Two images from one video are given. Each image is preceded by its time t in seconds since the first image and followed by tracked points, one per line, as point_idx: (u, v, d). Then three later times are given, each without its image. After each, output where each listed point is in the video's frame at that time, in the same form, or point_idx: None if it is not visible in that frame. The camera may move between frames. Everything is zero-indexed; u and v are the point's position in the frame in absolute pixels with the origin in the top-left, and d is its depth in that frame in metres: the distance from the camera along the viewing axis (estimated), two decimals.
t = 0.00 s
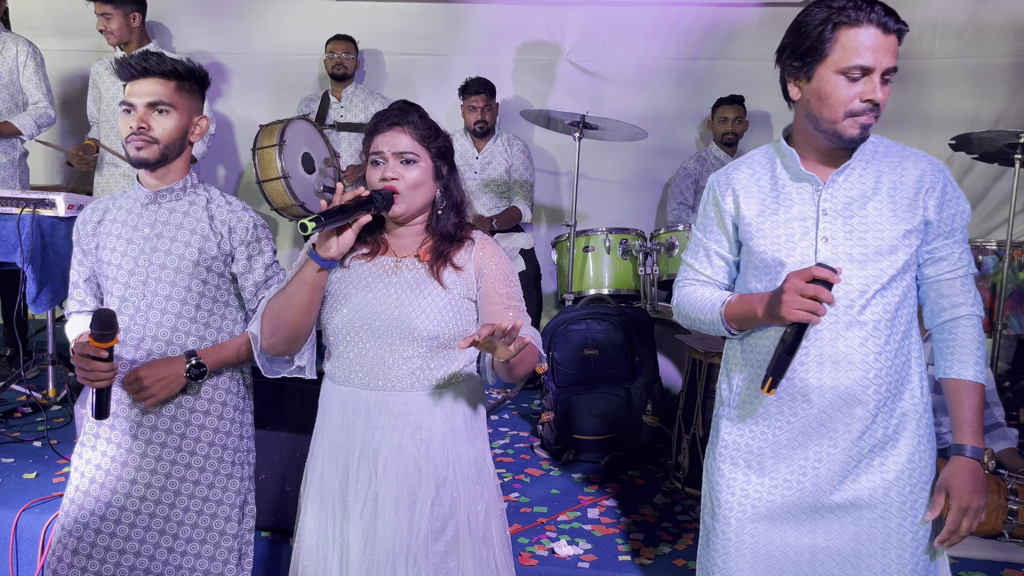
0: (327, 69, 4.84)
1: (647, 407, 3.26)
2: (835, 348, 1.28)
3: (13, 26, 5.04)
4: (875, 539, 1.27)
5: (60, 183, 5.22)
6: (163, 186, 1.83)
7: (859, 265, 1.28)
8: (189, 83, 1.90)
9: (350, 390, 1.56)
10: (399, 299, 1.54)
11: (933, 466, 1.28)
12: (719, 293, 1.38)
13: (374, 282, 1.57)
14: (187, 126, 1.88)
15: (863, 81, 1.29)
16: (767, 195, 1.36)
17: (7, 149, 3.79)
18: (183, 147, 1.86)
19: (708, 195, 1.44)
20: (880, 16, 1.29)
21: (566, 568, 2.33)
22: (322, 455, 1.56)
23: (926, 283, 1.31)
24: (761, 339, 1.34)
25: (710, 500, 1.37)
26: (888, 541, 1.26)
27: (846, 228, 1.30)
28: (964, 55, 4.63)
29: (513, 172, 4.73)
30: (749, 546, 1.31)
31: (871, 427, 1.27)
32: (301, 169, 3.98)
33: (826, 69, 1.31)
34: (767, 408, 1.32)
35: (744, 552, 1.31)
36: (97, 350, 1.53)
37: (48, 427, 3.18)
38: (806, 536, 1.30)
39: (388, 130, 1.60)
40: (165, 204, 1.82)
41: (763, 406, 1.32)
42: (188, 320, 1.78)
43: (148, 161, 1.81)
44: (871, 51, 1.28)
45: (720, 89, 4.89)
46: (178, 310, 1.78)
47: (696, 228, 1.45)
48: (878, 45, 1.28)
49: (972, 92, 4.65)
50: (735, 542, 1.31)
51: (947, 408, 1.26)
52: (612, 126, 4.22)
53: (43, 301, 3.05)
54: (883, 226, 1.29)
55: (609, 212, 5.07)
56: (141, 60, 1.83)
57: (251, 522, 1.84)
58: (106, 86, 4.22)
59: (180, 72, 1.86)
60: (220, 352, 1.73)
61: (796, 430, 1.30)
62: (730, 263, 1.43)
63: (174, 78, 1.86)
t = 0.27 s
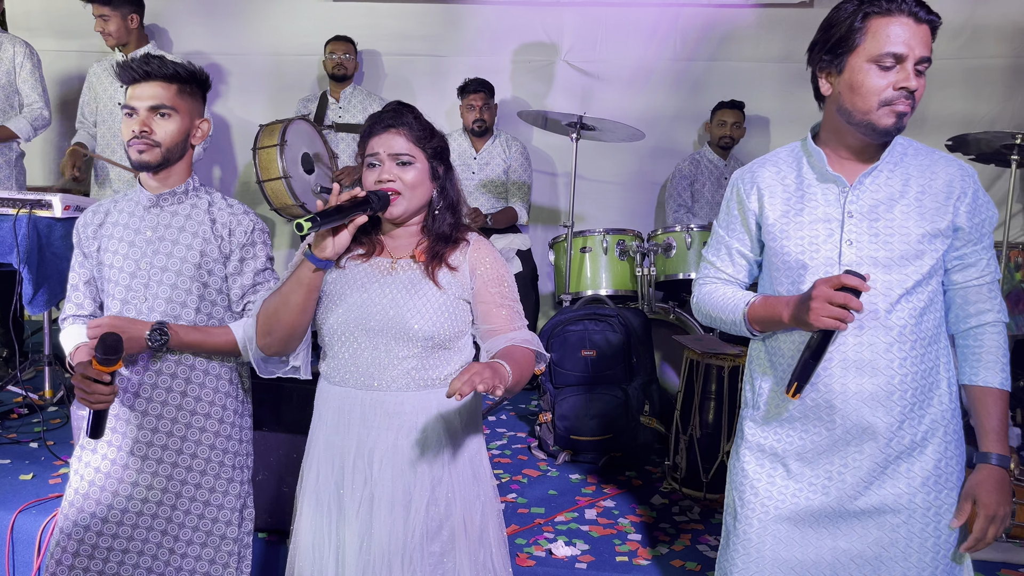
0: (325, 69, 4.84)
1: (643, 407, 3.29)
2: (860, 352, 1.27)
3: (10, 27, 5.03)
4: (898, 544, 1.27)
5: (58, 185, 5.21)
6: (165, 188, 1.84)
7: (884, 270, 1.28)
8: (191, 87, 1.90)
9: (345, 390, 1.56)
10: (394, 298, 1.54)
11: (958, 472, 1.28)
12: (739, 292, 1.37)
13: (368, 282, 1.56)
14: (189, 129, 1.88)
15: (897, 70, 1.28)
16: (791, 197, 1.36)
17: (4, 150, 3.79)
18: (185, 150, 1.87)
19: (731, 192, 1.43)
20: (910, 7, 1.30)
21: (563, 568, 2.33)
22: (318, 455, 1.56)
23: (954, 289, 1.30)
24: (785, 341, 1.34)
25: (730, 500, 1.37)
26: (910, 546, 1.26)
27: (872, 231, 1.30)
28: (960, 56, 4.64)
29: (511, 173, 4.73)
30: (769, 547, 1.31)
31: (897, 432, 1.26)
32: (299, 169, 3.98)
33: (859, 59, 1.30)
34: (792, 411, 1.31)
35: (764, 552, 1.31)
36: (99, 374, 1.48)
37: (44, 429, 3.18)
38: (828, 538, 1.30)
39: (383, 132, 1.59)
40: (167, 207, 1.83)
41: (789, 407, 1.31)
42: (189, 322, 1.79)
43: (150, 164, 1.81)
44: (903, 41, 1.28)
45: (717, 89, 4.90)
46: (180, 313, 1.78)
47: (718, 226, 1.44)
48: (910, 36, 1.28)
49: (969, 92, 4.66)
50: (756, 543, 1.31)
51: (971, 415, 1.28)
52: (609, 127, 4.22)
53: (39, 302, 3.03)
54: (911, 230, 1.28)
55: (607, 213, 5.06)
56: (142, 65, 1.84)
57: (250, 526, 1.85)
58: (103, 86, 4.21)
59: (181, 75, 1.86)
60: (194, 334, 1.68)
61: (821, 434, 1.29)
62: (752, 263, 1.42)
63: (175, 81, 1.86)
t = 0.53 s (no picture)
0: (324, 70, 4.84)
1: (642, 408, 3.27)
2: (879, 351, 1.27)
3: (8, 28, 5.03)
4: (910, 545, 1.27)
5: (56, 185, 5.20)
6: (169, 188, 1.85)
7: (904, 271, 1.28)
8: (195, 87, 1.90)
9: (342, 391, 1.56)
10: (391, 299, 1.54)
11: (970, 475, 1.29)
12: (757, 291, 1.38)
13: (366, 283, 1.57)
14: (193, 130, 1.89)
15: (916, 83, 1.27)
16: (815, 196, 1.36)
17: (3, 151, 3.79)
18: (189, 151, 1.87)
19: (753, 189, 1.44)
20: (936, 17, 1.27)
21: (562, 569, 2.33)
22: (316, 454, 1.56)
23: (976, 292, 1.30)
24: (805, 346, 1.34)
25: (742, 494, 1.36)
26: (922, 547, 1.27)
27: (893, 231, 1.30)
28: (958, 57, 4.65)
29: (510, 173, 4.74)
30: (781, 543, 1.31)
31: (914, 433, 1.26)
32: (298, 170, 3.98)
33: (876, 70, 1.30)
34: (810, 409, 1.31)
35: (776, 547, 1.31)
36: (111, 381, 1.53)
37: (43, 429, 3.18)
38: (840, 537, 1.30)
39: (383, 133, 1.59)
40: (170, 206, 1.83)
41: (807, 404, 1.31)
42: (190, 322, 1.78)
43: (155, 165, 1.82)
44: (924, 54, 1.26)
45: (716, 90, 4.90)
46: (180, 312, 1.78)
47: (739, 225, 1.44)
48: (929, 46, 1.26)
49: (967, 94, 4.67)
50: (768, 540, 1.31)
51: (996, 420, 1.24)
52: (608, 128, 4.23)
53: (37, 303, 3.03)
54: (932, 231, 1.28)
55: (606, 214, 5.07)
56: (147, 64, 1.84)
57: (250, 527, 1.84)
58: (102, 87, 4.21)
59: (186, 75, 1.86)
60: (162, 328, 1.63)
61: (839, 433, 1.29)
62: (772, 261, 1.43)
63: (179, 81, 1.86)
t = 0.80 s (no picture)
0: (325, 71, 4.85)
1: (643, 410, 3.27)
2: (882, 351, 1.27)
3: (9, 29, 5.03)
4: (912, 548, 1.26)
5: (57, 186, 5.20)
6: (173, 188, 1.85)
7: (910, 270, 1.27)
8: (200, 87, 1.91)
9: (343, 391, 1.56)
10: (390, 299, 1.54)
11: (974, 479, 1.28)
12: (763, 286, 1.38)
13: (366, 283, 1.57)
14: (197, 130, 1.89)
15: (913, 78, 1.28)
16: (824, 194, 1.36)
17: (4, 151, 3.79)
18: (193, 151, 1.88)
19: (764, 186, 1.45)
20: (931, 14, 1.29)
21: (563, 570, 2.33)
22: (317, 454, 1.56)
23: (984, 296, 1.28)
24: (811, 343, 1.34)
25: (744, 492, 1.37)
26: (924, 552, 1.26)
27: (900, 231, 1.29)
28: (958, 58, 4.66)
29: (510, 174, 4.74)
30: (781, 542, 1.31)
31: (915, 434, 1.26)
32: (298, 171, 3.98)
33: (874, 70, 1.31)
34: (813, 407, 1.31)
35: (776, 546, 1.31)
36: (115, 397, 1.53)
37: (43, 430, 3.17)
38: (841, 538, 1.29)
39: (385, 132, 1.60)
40: (173, 206, 1.83)
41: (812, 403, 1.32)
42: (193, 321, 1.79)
43: (159, 164, 1.83)
44: (920, 48, 1.27)
45: (716, 91, 4.91)
46: (184, 311, 1.78)
47: (747, 220, 1.46)
48: (924, 40, 1.28)
49: (967, 95, 4.68)
50: (768, 538, 1.31)
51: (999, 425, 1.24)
52: (609, 129, 4.23)
53: (38, 304, 3.03)
54: (940, 231, 1.27)
55: (606, 215, 5.07)
56: (152, 64, 1.85)
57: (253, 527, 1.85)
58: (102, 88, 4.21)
59: (190, 76, 1.87)
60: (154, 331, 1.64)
61: (841, 433, 1.29)
62: (779, 258, 1.43)
63: (184, 81, 1.87)
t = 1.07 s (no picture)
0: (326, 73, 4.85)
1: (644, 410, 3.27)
2: (868, 354, 1.26)
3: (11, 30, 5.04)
4: (897, 553, 1.25)
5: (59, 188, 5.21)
6: (176, 189, 1.85)
7: (899, 273, 1.27)
8: (204, 90, 1.91)
9: (343, 393, 1.57)
10: (387, 300, 1.54)
11: (963, 484, 1.26)
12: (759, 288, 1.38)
13: (365, 284, 1.57)
14: (200, 132, 1.89)
15: (884, 76, 1.30)
16: (816, 196, 1.36)
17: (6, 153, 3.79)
18: (196, 153, 1.88)
19: (759, 188, 1.45)
20: (897, 13, 1.32)
21: (565, 572, 2.33)
22: (317, 456, 1.56)
23: (975, 301, 1.28)
24: (800, 342, 1.34)
25: (732, 495, 1.37)
26: (910, 556, 1.25)
27: (890, 235, 1.29)
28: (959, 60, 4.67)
29: (511, 176, 4.74)
30: (767, 545, 1.31)
31: (899, 437, 1.25)
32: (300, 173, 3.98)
33: (852, 74, 1.35)
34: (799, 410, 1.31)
35: (761, 549, 1.31)
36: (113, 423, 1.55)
37: (45, 432, 3.18)
38: (827, 541, 1.29)
39: (386, 134, 1.60)
40: (175, 207, 1.83)
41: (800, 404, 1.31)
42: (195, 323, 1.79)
43: (162, 166, 1.83)
44: (886, 47, 1.30)
45: (718, 93, 4.91)
46: (187, 313, 1.79)
47: (742, 222, 1.46)
48: (891, 39, 1.30)
49: (967, 97, 4.68)
50: (753, 539, 1.31)
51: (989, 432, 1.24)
52: (610, 131, 4.23)
53: (40, 306, 3.03)
54: (929, 235, 1.27)
55: (607, 216, 5.07)
56: (156, 67, 1.85)
57: (257, 525, 1.85)
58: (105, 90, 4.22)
59: (194, 79, 1.88)
60: (156, 335, 1.66)
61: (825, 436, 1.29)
62: (773, 260, 1.43)
63: (188, 84, 1.87)
